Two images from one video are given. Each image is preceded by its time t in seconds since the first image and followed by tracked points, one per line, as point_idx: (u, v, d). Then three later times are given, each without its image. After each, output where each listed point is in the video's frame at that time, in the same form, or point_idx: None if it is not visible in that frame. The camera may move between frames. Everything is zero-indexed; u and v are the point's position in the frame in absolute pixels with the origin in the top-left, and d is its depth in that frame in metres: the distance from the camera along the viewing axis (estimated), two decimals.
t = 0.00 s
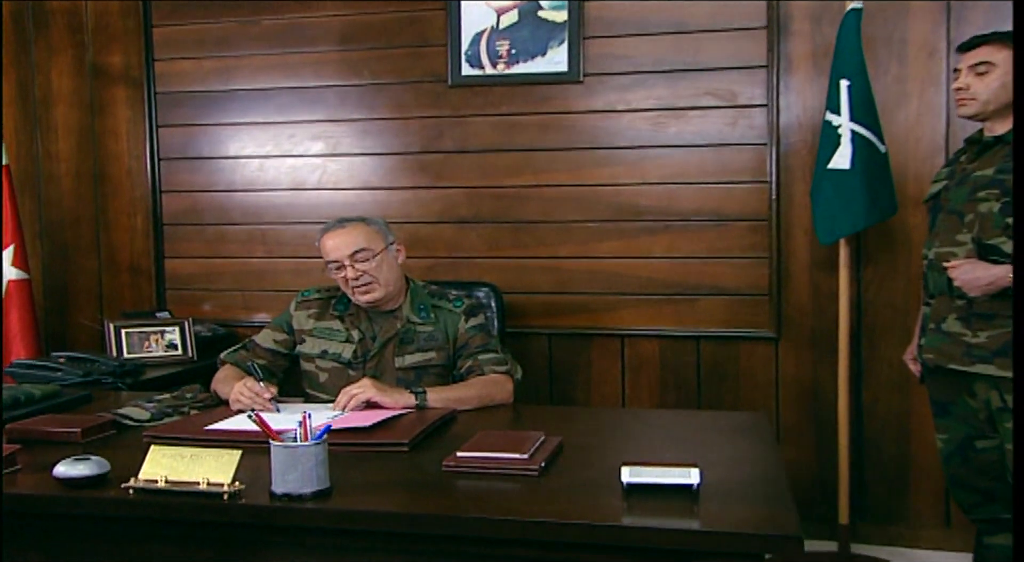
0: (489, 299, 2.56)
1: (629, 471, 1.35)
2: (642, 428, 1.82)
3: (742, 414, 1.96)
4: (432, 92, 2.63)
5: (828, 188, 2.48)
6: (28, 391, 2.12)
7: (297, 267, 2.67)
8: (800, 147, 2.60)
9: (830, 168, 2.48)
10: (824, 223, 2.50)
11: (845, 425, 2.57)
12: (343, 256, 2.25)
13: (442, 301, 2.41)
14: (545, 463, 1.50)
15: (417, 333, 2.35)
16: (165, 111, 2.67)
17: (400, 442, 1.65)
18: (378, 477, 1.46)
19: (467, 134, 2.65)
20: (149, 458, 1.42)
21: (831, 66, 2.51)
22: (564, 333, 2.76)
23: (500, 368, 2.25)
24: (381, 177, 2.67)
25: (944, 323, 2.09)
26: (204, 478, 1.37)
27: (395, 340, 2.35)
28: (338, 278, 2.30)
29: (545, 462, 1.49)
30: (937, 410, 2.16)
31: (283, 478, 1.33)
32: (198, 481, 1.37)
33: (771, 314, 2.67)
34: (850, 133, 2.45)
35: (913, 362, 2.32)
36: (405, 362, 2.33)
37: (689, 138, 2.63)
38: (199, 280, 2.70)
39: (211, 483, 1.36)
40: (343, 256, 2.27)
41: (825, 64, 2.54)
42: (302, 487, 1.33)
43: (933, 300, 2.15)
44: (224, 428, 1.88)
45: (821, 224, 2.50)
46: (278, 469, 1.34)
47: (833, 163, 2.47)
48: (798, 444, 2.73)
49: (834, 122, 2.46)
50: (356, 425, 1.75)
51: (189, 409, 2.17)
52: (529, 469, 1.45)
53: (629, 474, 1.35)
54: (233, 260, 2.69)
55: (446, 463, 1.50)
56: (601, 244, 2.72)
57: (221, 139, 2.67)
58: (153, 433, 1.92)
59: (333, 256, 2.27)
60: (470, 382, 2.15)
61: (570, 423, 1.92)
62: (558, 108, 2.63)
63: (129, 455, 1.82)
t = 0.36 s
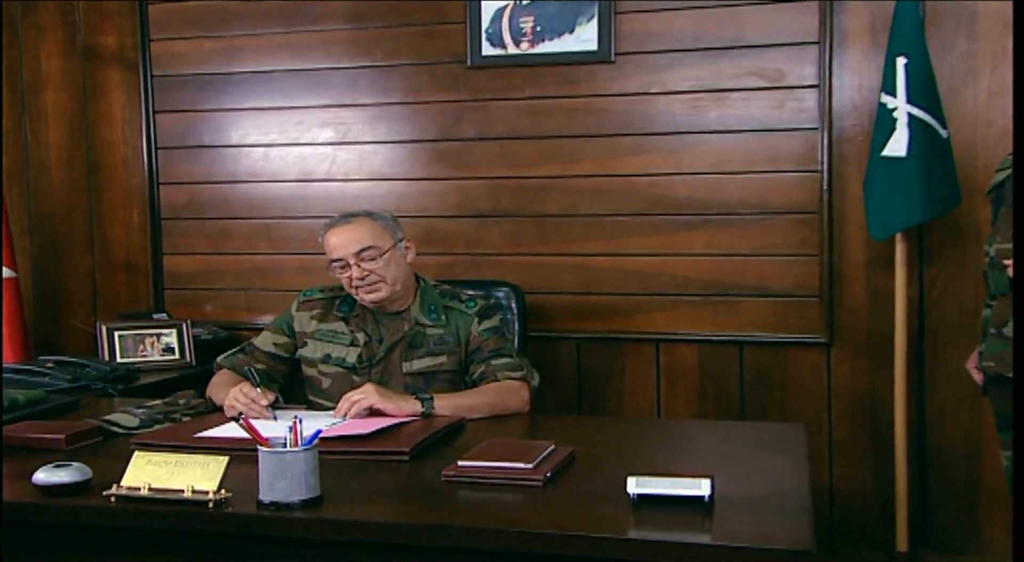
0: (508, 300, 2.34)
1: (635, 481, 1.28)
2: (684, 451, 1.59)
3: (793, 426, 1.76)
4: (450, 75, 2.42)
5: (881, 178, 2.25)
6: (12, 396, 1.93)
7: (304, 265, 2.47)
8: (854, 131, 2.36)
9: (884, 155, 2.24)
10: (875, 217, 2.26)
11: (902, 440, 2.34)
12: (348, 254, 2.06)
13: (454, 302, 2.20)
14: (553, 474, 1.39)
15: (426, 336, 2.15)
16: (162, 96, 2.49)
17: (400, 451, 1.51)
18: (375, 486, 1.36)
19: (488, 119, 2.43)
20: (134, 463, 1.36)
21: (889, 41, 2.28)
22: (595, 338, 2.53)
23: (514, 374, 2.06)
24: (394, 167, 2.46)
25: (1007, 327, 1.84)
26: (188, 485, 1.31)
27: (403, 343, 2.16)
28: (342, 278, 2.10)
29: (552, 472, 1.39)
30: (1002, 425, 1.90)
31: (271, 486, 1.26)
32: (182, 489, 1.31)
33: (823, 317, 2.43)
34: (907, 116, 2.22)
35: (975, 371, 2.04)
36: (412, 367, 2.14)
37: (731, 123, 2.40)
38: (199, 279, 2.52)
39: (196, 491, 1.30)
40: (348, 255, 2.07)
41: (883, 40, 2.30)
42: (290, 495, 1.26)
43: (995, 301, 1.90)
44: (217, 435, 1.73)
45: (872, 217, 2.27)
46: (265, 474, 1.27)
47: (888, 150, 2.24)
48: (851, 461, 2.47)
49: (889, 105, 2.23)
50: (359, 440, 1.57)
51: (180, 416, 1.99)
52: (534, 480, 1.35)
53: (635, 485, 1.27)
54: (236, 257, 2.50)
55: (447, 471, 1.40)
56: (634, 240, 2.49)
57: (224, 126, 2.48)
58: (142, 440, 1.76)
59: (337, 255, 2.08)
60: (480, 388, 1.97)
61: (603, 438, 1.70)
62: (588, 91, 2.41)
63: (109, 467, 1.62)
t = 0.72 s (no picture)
0: (534, 301, 2.14)
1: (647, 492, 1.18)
2: (745, 475, 1.37)
3: (847, 438, 1.59)
4: (473, 55, 2.23)
5: (947, 168, 2.02)
6: None
7: (316, 263, 2.29)
8: (920, 115, 2.13)
9: (948, 142, 2.01)
10: (937, 211, 2.04)
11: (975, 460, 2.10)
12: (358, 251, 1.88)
13: (471, 303, 2.00)
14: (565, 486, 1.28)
15: (441, 340, 1.96)
16: (165, 80, 2.32)
17: (405, 462, 1.38)
18: (378, 512, 1.18)
19: (514, 104, 2.24)
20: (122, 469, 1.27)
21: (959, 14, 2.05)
22: (631, 343, 2.31)
23: (534, 381, 1.87)
24: (413, 157, 2.28)
25: None
26: (177, 494, 1.22)
27: (415, 347, 1.97)
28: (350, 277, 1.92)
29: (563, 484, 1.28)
30: None
31: (263, 496, 1.16)
32: (170, 498, 1.22)
33: (885, 321, 2.19)
34: (974, 99, 1.99)
35: None
36: (426, 375, 1.95)
37: (781, 107, 2.19)
38: (203, 278, 2.36)
39: (184, 501, 1.21)
40: (358, 253, 1.89)
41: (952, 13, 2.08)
42: (284, 506, 1.16)
43: None
44: (212, 448, 1.54)
45: (935, 212, 2.04)
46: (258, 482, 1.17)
47: (953, 136, 2.01)
48: (916, 481, 2.23)
49: (955, 87, 2.00)
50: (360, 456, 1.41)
51: (176, 424, 1.81)
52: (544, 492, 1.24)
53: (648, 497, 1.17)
54: (244, 255, 2.33)
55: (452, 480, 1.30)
56: (673, 237, 2.27)
57: (230, 112, 2.31)
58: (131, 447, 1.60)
59: (345, 252, 1.90)
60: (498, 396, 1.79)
61: (649, 458, 1.48)
62: (623, 73, 2.21)
63: (87, 481, 1.44)
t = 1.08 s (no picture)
0: (564, 302, 1.95)
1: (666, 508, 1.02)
2: (825, 502, 1.16)
3: (898, 454, 1.40)
4: (500, 34, 2.05)
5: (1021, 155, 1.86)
6: None
7: (330, 261, 2.12)
8: (996, 96, 1.91)
9: None
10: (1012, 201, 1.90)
11: None
12: (370, 247, 1.70)
13: (491, 304, 1.81)
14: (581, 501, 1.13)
15: (457, 344, 1.78)
16: (167, 61, 2.17)
17: (413, 474, 1.24)
18: (391, 544, 0.99)
19: (544, 87, 2.05)
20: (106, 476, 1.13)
21: None
22: (672, 348, 2.12)
23: (557, 389, 1.68)
24: (434, 145, 2.10)
25: None
26: (167, 505, 1.07)
27: (430, 352, 1.79)
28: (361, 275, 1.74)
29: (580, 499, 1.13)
30: None
31: (256, 507, 1.03)
32: (159, 509, 1.07)
33: (954, 326, 1.98)
34: None
35: None
36: (440, 382, 1.77)
37: (838, 89, 1.99)
38: (209, 277, 2.19)
39: (176, 513, 1.06)
40: (372, 248, 1.71)
41: None
42: (279, 517, 1.03)
43: None
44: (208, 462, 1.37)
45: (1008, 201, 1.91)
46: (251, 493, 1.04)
47: None
48: (989, 503, 2.01)
49: None
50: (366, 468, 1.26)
51: (170, 432, 1.64)
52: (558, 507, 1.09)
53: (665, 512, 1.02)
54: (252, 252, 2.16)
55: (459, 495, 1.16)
56: (718, 232, 2.07)
57: (236, 97, 2.15)
58: (123, 456, 1.44)
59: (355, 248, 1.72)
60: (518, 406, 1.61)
61: (705, 480, 1.28)
62: (663, 53, 2.02)
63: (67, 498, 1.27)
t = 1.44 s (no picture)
0: (596, 305, 1.75)
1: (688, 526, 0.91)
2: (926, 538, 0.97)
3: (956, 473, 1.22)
4: (527, 10, 1.88)
5: None
6: None
7: (342, 260, 1.95)
8: None
9: None
10: None
11: None
12: (435, 230, 1.56)
13: (511, 306, 1.62)
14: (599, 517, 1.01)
15: (475, 350, 1.60)
16: (166, 42, 2.02)
17: (420, 488, 1.13)
18: None
19: (575, 69, 1.88)
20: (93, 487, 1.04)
21: None
22: (716, 355, 1.92)
23: (582, 399, 1.51)
24: (455, 133, 1.93)
25: None
26: (153, 519, 0.98)
27: (445, 359, 1.60)
28: (408, 263, 1.56)
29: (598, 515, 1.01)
30: None
31: (249, 521, 0.94)
32: (146, 523, 0.98)
33: None
34: None
35: None
36: (456, 391, 1.58)
37: (902, 69, 1.80)
38: (211, 276, 2.04)
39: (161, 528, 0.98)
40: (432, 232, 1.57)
41: None
42: (272, 532, 0.94)
43: None
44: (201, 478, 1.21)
45: None
46: (243, 508, 0.94)
47: None
48: None
49: None
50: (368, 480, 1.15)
51: (164, 444, 1.47)
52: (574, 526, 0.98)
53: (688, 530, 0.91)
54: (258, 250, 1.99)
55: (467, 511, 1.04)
56: (766, 227, 1.89)
57: (241, 80, 1.99)
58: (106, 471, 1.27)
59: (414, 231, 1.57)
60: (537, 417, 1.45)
61: (776, 509, 1.08)
62: (705, 30, 1.85)
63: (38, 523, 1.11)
